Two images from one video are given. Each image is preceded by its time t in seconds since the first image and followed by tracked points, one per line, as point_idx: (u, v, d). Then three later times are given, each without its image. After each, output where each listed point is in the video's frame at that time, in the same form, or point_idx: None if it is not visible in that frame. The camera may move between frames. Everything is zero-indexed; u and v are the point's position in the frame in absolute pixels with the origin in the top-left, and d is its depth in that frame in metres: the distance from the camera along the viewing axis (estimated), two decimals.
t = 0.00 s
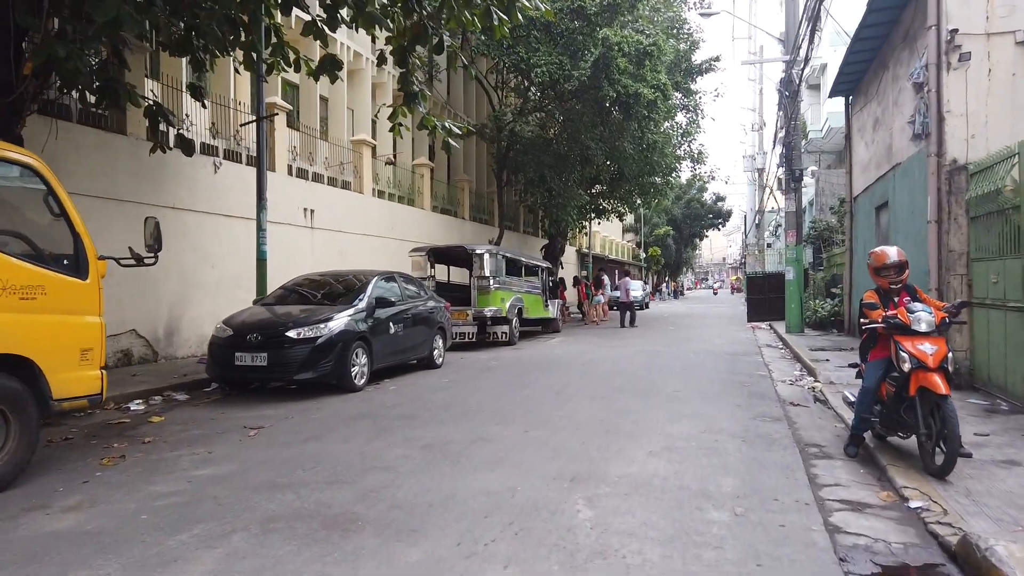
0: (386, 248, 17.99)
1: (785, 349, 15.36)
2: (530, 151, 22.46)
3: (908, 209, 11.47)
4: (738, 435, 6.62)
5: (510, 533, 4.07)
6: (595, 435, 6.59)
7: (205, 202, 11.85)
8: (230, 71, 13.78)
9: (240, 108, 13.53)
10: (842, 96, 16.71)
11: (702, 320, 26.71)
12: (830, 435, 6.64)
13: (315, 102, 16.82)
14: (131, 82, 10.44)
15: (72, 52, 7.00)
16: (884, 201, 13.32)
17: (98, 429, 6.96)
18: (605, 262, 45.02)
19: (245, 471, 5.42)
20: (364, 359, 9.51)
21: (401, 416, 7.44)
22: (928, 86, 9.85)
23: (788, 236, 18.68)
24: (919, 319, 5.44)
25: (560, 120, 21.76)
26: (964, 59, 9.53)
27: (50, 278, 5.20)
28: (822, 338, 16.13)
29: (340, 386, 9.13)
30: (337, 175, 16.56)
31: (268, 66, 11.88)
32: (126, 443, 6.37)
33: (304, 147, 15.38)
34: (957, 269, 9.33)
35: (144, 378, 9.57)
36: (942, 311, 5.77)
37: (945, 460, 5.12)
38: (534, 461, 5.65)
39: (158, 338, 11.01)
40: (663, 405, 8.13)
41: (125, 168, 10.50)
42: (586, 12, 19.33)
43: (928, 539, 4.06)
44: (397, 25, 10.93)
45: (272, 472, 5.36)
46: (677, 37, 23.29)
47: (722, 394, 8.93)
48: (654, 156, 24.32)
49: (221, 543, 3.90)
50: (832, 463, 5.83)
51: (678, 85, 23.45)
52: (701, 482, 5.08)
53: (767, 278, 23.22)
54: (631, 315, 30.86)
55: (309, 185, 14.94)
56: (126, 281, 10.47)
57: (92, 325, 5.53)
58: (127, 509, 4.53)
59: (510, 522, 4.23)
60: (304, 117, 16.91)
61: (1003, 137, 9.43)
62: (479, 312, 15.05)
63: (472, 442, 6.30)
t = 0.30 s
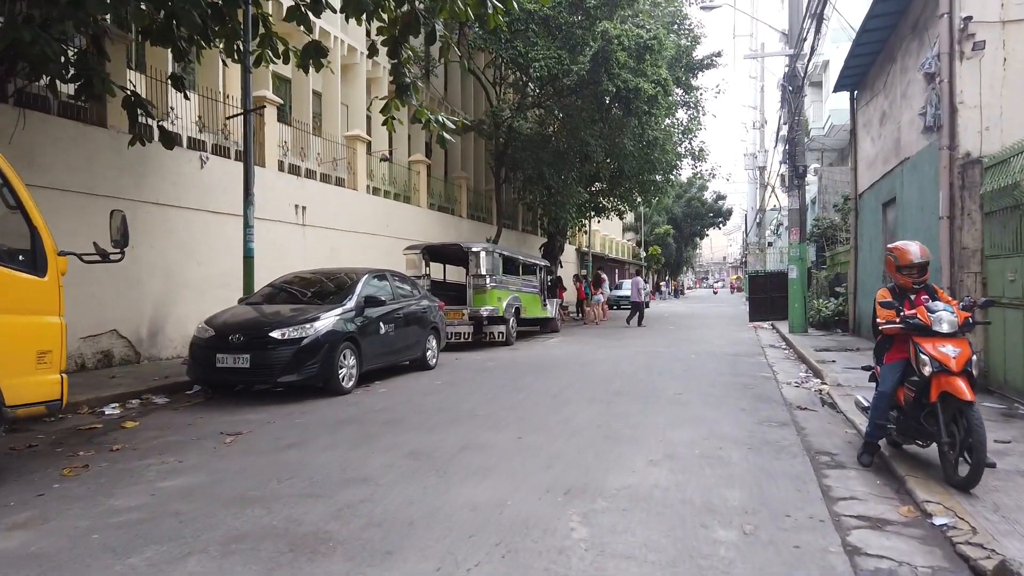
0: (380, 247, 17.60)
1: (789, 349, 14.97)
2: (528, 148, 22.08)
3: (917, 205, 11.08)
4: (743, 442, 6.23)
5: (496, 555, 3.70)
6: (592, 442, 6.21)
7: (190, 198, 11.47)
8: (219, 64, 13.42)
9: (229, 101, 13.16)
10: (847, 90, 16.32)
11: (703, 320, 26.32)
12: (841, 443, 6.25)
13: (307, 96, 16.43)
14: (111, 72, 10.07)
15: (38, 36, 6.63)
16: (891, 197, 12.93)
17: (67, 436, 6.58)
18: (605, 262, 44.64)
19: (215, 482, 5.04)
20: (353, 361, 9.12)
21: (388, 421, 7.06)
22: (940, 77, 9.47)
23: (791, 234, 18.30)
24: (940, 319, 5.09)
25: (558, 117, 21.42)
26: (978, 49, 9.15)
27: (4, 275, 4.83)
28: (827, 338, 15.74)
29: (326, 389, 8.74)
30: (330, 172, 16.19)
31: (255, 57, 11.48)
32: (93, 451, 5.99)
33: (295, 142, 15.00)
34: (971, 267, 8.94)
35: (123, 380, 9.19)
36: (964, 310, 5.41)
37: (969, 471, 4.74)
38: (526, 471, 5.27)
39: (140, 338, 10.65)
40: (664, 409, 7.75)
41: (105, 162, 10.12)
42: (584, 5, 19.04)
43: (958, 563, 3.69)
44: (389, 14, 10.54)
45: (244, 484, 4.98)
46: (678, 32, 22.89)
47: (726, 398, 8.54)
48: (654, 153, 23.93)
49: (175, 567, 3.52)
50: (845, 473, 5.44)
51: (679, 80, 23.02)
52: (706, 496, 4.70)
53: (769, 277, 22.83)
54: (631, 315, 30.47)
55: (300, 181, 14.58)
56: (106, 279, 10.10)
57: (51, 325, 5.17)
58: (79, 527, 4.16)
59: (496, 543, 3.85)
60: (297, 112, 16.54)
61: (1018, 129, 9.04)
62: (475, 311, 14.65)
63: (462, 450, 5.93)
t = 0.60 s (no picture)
0: (370, 247, 17.24)
1: (788, 352, 14.64)
2: (522, 146, 21.76)
3: (920, 203, 10.74)
4: (744, 453, 5.88)
5: None
6: (583, 454, 5.85)
7: (169, 195, 11.09)
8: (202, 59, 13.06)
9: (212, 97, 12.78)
10: (846, 88, 16.00)
11: (700, 321, 25.99)
12: (848, 455, 5.89)
13: (295, 92, 16.04)
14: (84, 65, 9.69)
15: None
16: (893, 196, 12.60)
17: (25, 447, 6.19)
18: (600, 262, 44.33)
19: (174, 501, 4.65)
20: (335, 366, 8.72)
21: (370, 430, 6.69)
22: (946, 70, 9.13)
23: (790, 233, 17.98)
24: (957, 324, 4.74)
25: (553, 115, 21.13)
26: (987, 41, 8.79)
27: None
28: (827, 340, 15.42)
29: (306, 395, 8.35)
30: (319, 170, 15.81)
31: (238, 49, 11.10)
32: (49, 465, 5.61)
33: (282, 139, 14.61)
34: (979, 268, 8.58)
35: (96, 385, 8.80)
36: (981, 316, 5.05)
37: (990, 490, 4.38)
38: (512, 488, 4.91)
39: (116, 341, 10.27)
40: (661, 418, 7.39)
41: (79, 157, 9.75)
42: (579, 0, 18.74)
43: None
44: (375, 5, 10.14)
45: (205, 503, 4.60)
46: (675, 29, 22.56)
47: (725, 404, 8.19)
48: (650, 152, 23.60)
49: None
50: (854, 489, 5.07)
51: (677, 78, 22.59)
52: (705, 516, 4.33)
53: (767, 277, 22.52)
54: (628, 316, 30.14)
55: (286, 179, 14.20)
56: (79, 280, 9.72)
57: None
58: (16, 554, 3.77)
59: (475, 573, 3.48)
60: (284, 108, 16.15)
61: None
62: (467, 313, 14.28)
63: (445, 462, 5.56)
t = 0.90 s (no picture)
0: (359, 246, 16.80)
1: (787, 354, 14.24)
2: (516, 144, 21.33)
3: (925, 200, 10.35)
4: (744, 467, 5.47)
5: None
6: (572, 468, 5.43)
7: (145, 192, 10.66)
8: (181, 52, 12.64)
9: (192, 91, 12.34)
10: (846, 83, 15.61)
11: (697, 321, 25.59)
12: (856, 468, 5.49)
13: (281, 87, 15.59)
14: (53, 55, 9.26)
15: None
16: (896, 193, 12.21)
17: None
18: (596, 262, 43.92)
19: (120, 524, 4.24)
20: (314, 371, 8.29)
21: (345, 441, 6.26)
22: (954, 61, 8.72)
23: (789, 233, 17.58)
24: (977, 329, 4.34)
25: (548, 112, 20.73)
26: (997, 29, 8.38)
27: None
28: (827, 342, 15.03)
29: (283, 402, 7.92)
30: (306, 168, 15.38)
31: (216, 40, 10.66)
32: None
33: (266, 135, 14.19)
34: (989, 268, 8.22)
35: (62, 391, 8.37)
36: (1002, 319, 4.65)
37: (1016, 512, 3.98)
38: (492, 509, 4.49)
39: (88, 344, 9.85)
40: (655, 426, 6.97)
41: (47, 152, 9.31)
42: None
43: None
44: None
45: (153, 526, 4.19)
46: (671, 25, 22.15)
47: (723, 411, 7.79)
48: (646, 150, 23.21)
49: None
50: (865, 508, 4.66)
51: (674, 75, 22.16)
52: (702, 541, 3.93)
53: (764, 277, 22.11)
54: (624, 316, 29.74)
55: (270, 176, 13.76)
56: (48, 280, 9.30)
57: None
58: None
59: None
60: (270, 104, 15.71)
61: None
62: (457, 314, 13.85)
63: (421, 478, 5.14)
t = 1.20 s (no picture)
0: (352, 246, 16.41)
1: (791, 357, 13.86)
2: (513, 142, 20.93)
3: (937, 199, 9.96)
4: (752, 485, 5.08)
5: None
6: (566, 486, 5.04)
7: (124, 190, 10.27)
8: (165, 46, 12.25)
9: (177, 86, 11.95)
10: (851, 78, 15.22)
11: (698, 322, 25.19)
12: (872, 487, 5.09)
13: (272, 83, 15.20)
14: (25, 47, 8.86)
15: None
16: (905, 191, 11.82)
17: None
18: (596, 262, 43.52)
19: (66, 554, 3.85)
20: (297, 378, 7.90)
21: (325, 455, 5.87)
22: (969, 53, 8.32)
23: (793, 232, 17.17)
24: (1008, 339, 3.95)
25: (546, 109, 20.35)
26: (1014, 19, 7.97)
27: None
28: (833, 345, 14.63)
29: (264, 411, 7.53)
30: (297, 165, 15.06)
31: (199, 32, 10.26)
32: None
33: (255, 133, 13.80)
34: (1007, 270, 7.86)
35: (34, 398, 7.99)
36: None
37: None
38: (476, 535, 4.09)
39: (65, 349, 9.46)
40: (656, 438, 6.58)
41: (20, 149, 8.92)
42: None
43: None
44: None
45: (103, 558, 3.80)
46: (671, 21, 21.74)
47: (728, 420, 7.39)
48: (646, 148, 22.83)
49: None
50: (886, 533, 4.27)
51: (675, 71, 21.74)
52: None
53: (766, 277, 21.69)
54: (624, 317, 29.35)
55: (259, 174, 13.37)
56: (21, 282, 8.92)
57: None
58: None
59: None
60: (260, 100, 15.34)
61: None
62: (452, 316, 13.46)
63: (403, 499, 4.75)
